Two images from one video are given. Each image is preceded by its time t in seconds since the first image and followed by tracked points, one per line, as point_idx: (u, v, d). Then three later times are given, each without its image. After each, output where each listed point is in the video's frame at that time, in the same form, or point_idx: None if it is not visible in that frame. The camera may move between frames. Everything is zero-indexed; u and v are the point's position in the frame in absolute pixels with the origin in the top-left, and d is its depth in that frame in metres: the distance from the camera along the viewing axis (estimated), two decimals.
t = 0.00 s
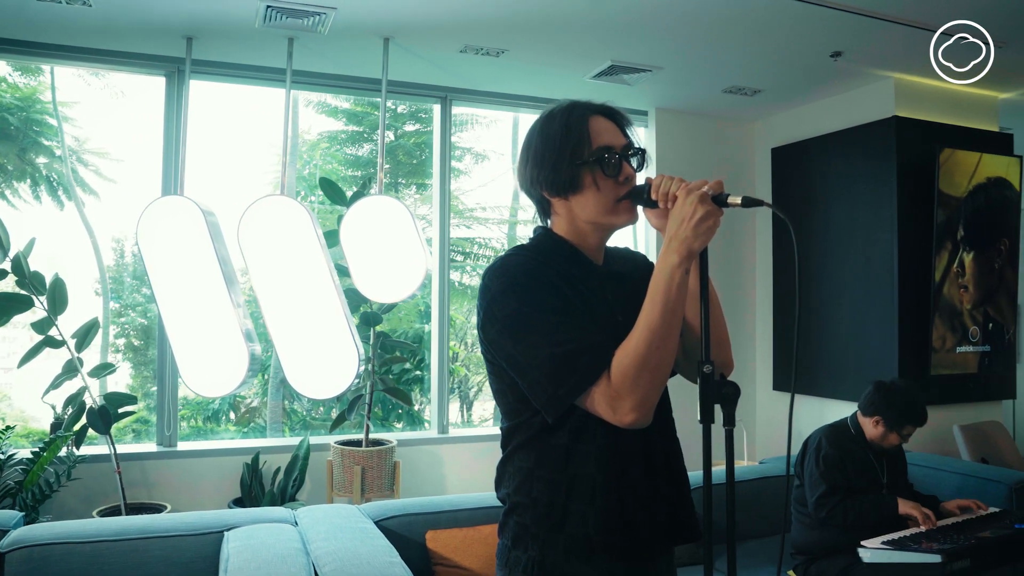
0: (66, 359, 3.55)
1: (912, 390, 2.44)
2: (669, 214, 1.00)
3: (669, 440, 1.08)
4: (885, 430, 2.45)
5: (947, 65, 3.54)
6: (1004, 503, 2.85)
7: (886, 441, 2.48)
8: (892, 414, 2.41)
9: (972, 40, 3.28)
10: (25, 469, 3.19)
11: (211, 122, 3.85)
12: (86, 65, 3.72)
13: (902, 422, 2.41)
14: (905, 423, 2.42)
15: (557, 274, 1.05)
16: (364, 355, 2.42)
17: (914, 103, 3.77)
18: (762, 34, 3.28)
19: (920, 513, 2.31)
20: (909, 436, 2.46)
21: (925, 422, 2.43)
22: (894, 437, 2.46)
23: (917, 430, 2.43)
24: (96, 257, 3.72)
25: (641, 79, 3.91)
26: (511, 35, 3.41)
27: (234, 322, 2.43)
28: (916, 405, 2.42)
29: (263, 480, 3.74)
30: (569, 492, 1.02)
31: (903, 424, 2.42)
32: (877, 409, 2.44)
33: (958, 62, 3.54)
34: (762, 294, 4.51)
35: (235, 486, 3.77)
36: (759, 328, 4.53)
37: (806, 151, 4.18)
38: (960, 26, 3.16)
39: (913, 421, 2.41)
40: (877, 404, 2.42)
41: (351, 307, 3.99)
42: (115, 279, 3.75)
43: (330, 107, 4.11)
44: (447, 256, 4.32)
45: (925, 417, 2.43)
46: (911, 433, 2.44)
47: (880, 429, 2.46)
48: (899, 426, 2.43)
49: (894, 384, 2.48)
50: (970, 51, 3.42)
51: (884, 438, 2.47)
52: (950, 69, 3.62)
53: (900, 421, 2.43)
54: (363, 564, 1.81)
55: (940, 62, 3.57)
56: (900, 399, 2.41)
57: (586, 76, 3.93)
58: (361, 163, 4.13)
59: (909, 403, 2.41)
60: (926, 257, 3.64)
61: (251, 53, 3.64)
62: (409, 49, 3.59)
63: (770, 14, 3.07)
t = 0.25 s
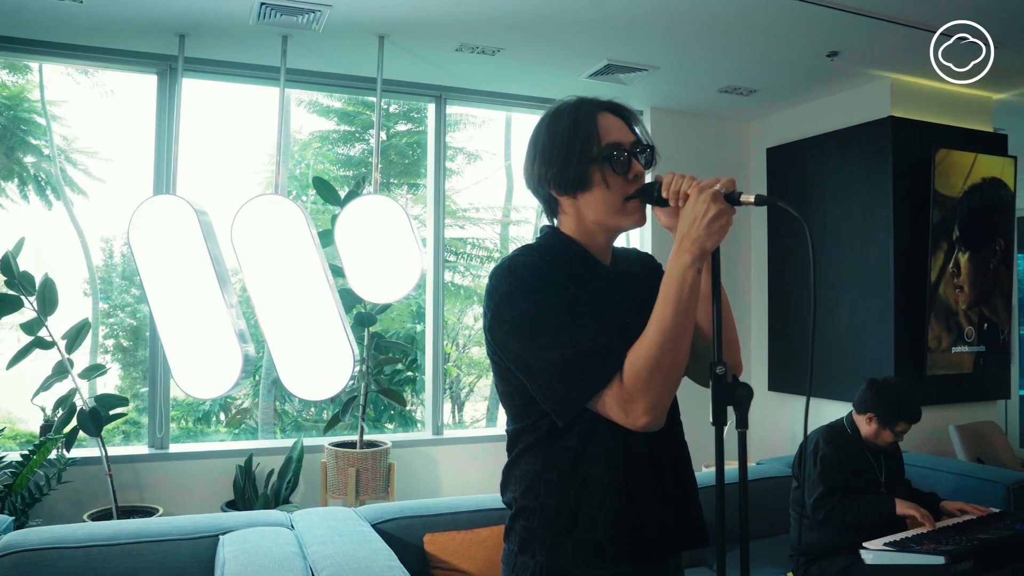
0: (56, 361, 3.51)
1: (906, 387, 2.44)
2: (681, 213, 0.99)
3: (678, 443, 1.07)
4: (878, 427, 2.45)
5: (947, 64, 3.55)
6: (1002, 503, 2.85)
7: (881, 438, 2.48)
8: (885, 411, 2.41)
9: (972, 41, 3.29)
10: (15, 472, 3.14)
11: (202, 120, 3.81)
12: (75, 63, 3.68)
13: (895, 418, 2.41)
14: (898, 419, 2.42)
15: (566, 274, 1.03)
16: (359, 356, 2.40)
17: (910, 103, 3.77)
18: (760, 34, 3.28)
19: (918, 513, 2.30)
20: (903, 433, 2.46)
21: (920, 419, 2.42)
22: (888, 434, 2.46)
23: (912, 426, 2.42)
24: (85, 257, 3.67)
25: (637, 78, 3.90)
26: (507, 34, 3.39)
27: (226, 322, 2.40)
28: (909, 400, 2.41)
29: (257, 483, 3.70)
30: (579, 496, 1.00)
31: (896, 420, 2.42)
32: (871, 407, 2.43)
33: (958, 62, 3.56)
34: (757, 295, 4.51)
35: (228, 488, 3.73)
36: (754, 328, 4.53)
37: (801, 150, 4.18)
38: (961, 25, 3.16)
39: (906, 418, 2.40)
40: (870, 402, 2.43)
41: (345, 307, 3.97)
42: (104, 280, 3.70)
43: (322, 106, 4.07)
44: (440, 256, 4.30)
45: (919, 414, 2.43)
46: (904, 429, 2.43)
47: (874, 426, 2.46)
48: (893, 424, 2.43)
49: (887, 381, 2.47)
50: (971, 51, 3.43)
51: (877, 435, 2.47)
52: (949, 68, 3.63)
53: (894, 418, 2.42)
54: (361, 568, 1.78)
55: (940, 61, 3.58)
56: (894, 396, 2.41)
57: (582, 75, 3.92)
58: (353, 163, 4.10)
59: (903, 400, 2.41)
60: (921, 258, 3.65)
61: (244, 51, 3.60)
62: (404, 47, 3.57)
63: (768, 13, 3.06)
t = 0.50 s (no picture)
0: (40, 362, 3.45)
1: (902, 386, 2.45)
2: (691, 212, 0.97)
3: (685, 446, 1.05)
4: (874, 426, 2.46)
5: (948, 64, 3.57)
6: (994, 503, 2.87)
7: (876, 438, 2.49)
8: (880, 410, 2.42)
9: (972, 41, 3.31)
10: None
11: (189, 117, 3.76)
12: (59, 59, 3.62)
13: (889, 418, 2.41)
14: (893, 417, 2.41)
15: (572, 274, 1.01)
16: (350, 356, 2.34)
17: (901, 104, 3.79)
18: (753, 34, 3.28)
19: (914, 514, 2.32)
20: (899, 433, 2.44)
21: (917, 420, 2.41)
22: (883, 434, 2.46)
23: (909, 426, 2.41)
24: (69, 257, 3.62)
25: (629, 78, 3.89)
26: (500, 32, 3.37)
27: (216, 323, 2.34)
28: (905, 400, 2.41)
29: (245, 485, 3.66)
30: (586, 501, 0.98)
31: (891, 419, 2.41)
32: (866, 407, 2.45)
33: (958, 62, 3.58)
34: (747, 295, 4.52)
35: (215, 491, 3.68)
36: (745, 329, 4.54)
37: (792, 151, 4.19)
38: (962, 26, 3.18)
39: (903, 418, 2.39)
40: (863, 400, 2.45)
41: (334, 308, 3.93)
42: (87, 280, 3.65)
43: (309, 105, 4.03)
44: (430, 256, 4.27)
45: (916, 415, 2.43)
46: (899, 429, 2.42)
47: (870, 425, 2.47)
48: (889, 423, 2.43)
49: (884, 381, 2.48)
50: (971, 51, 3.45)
51: (872, 435, 2.48)
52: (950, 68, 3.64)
53: (889, 417, 2.42)
54: (356, 572, 1.76)
55: (940, 61, 3.60)
56: (890, 396, 2.41)
57: (574, 74, 3.91)
58: (340, 163, 4.06)
59: (899, 401, 2.40)
60: (911, 259, 3.67)
61: (232, 48, 3.56)
62: (395, 45, 3.54)
63: (762, 13, 3.06)
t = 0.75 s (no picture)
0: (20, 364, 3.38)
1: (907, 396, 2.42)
2: (696, 216, 0.97)
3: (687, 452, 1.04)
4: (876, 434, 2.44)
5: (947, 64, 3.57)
6: (981, 504, 2.89)
7: (878, 446, 2.47)
8: (883, 420, 2.39)
9: (973, 40, 3.30)
10: None
11: (172, 116, 3.71)
12: (38, 56, 3.55)
13: (891, 428, 2.37)
14: (897, 428, 2.38)
15: (575, 277, 1.00)
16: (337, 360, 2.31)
17: (887, 106, 3.82)
18: (743, 35, 3.28)
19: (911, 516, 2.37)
20: (901, 443, 2.42)
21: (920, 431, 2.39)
22: (885, 443, 2.45)
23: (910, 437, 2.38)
24: (48, 258, 3.55)
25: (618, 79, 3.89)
26: (490, 31, 3.35)
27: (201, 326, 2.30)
28: (909, 410, 2.38)
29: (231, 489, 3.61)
30: (588, 508, 0.96)
31: (895, 429, 2.38)
32: (869, 414, 2.42)
33: (959, 62, 3.57)
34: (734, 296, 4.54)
35: (199, 495, 3.63)
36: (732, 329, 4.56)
37: (779, 153, 4.22)
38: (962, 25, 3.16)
39: (905, 430, 2.36)
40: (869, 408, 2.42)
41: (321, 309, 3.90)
42: (66, 280, 3.58)
43: (293, 105, 3.99)
44: (417, 257, 4.25)
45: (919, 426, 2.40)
46: (902, 439, 2.39)
47: (873, 433, 2.46)
48: (891, 433, 2.39)
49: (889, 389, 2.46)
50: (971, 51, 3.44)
51: (873, 442, 2.47)
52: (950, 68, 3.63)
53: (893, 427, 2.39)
54: None
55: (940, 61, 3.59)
56: (894, 405, 2.38)
57: (563, 75, 3.90)
58: (324, 162, 4.02)
59: (903, 410, 2.37)
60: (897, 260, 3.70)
61: (217, 46, 3.51)
62: (383, 45, 3.51)
63: (752, 14, 3.06)
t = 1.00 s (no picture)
0: None
1: (906, 404, 2.45)
2: (700, 218, 0.96)
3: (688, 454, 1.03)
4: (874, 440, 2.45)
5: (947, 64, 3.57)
6: (963, 504, 2.93)
7: (873, 453, 2.49)
8: (882, 427, 2.41)
9: (973, 40, 3.30)
10: None
11: (150, 112, 3.64)
12: (10, 50, 3.47)
13: (890, 436, 2.40)
14: (895, 436, 2.41)
15: (577, 278, 0.98)
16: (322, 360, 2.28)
17: (869, 109, 3.86)
18: (729, 37, 3.29)
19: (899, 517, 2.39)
20: (897, 451, 2.45)
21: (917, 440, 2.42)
22: (881, 450, 2.46)
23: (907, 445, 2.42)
24: (20, 257, 3.47)
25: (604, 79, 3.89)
26: (476, 30, 3.33)
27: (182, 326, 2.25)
28: (909, 418, 2.41)
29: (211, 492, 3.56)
30: (590, 513, 0.95)
31: (892, 437, 2.41)
32: (868, 419, 2.44)
33: (958, 62, 3.57)
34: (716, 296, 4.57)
35: (177, 498, 3.57)
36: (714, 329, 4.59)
37: (762, 154, 4.25)
38: (962, 26, 3.16)
39: (903, 438, 2.40)
40: (869, 413, 2.43)
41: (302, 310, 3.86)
42: (39, 279, 3.50)
43: (272, 102, 3.94)
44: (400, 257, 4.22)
45: (916, 434, 2.43)
46: (898, 447, 2.42)
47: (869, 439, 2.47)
48: (888, 440, 2.42)
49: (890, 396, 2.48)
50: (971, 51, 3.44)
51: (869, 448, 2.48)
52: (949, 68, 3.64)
53: (891, 435, 2.41)
54: None
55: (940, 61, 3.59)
56: (894, 412, 2.41)
57: (548, 74, 3.89)
58: (303, 161, 3.98)
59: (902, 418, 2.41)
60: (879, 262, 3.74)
61: (197, 42, 3.46)
62: (368, 43, 3.47)
63: (739, 16, 3.07)
